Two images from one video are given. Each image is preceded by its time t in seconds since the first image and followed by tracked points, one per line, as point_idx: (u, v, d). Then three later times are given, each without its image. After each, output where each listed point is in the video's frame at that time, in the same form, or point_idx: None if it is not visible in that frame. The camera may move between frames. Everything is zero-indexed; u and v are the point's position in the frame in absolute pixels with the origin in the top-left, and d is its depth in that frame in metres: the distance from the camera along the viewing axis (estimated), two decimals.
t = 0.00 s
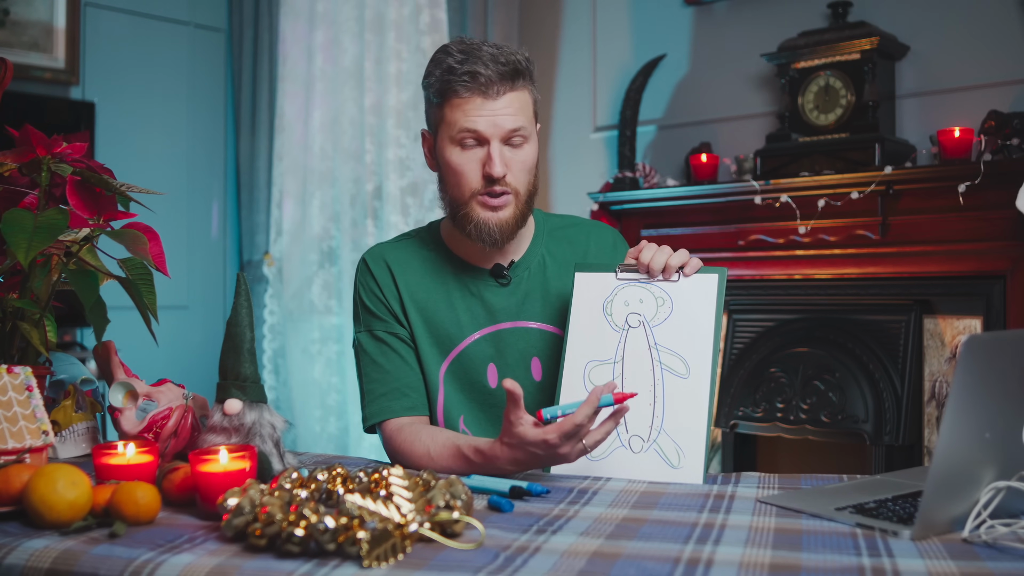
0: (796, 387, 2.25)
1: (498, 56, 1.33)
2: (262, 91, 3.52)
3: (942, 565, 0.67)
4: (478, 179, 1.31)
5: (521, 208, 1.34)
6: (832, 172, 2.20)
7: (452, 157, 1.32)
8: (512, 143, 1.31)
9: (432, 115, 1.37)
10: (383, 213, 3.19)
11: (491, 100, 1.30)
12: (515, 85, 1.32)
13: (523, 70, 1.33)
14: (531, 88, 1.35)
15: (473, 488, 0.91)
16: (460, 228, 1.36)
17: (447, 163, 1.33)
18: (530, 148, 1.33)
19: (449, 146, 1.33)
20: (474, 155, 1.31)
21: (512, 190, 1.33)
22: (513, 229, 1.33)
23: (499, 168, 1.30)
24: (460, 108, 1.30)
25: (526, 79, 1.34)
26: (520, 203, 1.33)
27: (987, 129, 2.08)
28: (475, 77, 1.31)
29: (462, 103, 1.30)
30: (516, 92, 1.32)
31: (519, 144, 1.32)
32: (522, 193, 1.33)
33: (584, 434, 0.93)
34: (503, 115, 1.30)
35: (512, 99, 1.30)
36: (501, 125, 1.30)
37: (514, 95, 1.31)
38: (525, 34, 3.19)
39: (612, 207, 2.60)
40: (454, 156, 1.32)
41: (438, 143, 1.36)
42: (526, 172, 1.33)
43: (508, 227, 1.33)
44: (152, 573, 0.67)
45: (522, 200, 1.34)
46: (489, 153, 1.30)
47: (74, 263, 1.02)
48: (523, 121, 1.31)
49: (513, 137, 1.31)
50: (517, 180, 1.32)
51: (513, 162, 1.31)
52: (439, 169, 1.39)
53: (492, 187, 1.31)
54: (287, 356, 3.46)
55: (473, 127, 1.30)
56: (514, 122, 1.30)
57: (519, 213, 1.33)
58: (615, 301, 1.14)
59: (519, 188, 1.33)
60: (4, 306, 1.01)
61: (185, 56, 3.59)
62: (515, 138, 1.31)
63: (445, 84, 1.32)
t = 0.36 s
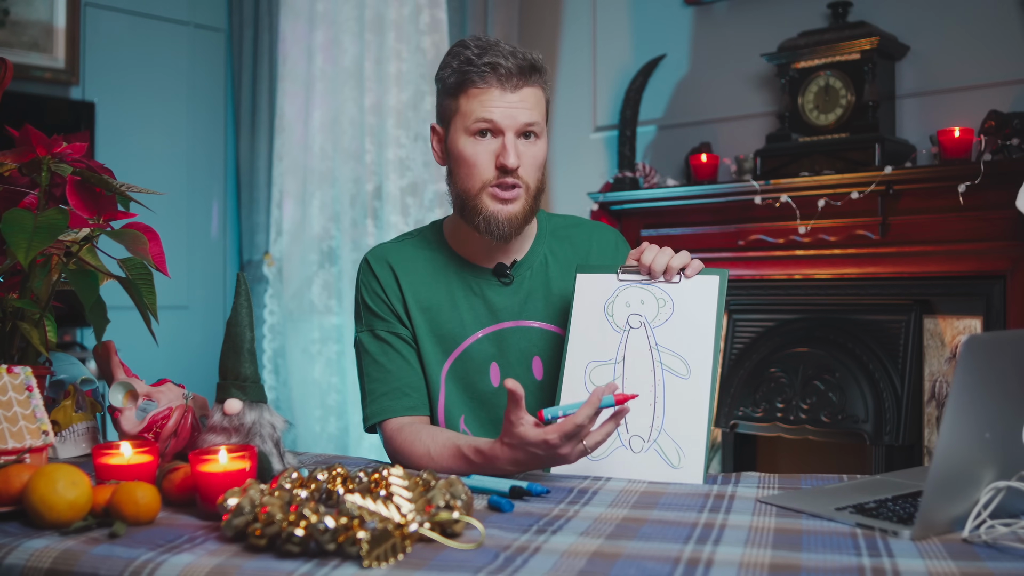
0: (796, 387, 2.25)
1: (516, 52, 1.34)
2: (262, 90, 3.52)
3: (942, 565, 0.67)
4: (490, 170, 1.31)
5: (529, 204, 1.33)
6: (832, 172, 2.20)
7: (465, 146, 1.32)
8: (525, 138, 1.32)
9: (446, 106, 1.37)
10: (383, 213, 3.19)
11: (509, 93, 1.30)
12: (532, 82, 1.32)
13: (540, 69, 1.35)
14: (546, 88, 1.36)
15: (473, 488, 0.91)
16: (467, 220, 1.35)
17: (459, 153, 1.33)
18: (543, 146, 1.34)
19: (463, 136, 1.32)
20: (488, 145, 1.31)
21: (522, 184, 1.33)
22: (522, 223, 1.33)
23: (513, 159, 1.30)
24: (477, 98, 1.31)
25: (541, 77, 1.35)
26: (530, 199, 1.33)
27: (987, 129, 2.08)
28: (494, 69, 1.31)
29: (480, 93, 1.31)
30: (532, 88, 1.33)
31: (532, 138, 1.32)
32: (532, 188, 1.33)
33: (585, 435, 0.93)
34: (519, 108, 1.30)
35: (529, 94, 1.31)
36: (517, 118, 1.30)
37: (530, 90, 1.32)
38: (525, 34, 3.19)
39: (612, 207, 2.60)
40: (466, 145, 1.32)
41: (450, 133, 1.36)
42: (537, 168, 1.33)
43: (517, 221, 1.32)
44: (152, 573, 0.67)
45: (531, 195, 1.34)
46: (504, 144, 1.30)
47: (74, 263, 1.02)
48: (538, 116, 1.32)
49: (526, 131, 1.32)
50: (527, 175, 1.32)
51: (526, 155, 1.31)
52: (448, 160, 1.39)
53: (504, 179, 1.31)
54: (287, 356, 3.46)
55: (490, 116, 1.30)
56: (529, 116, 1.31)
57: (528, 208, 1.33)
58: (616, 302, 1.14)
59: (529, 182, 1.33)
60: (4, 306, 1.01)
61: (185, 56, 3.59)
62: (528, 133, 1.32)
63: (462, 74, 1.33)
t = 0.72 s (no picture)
0: (796, 387, 2.25)
1: (522, 57, 1.33)
2: (262, 90, 3.52)
3: (942, 565, 0.67)
4: (497, 178, 1.31)
5: (533, 210, 1.35)
6: (832, 172, 2.20)
7: (472, 155, 1.32)
8: (531, 144, 1.32)
9: (451, 111, 1.36)
10: (383, 213, 3.19)
11: (516, 101, 1.30)
12: (539, 88, 1.32)
13: (546, 74, 1.34)
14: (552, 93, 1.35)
15: (473, 488, 0.91)
16: (471, 228, 1.36)
17: (466, 160, 1.33)
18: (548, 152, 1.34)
19: (470, 143, 1.32)
20: (494, 154, 1.31)
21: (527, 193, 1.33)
22: (525, 232, 1.34)
23: (520, 168, 1.30)
24: (485, 106, 1.30)
25: (548, 83, 1.34)
26: (534, 206, 1.34)
27: (987, 129, 2.08)
28: (501, 76, 1.30)
29: (487, 101, 1.30)
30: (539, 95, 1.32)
31: (538, 145, 1.32)
32: (537, 195, 1.34)
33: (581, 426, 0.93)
34: (526, 117, 1.30)
35: (536, 101, 1.31)
36: (524, 126, 1.30)
37: (537, 97, 1.31)
38: (525, 34, 3.19)
39: (612, 207, 2.60)
40: (473, 153, 1.32)
41: (456, 139, 1.36)
42: (542, 175, 1.33)
43: (522, 229, 1.34)
44: (152, 573, 0.67)
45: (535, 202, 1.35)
46: (511, 152, 1.30)
47: (74, 263, 1.02)
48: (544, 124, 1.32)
49: (533, 138, 1.32)
50: (533, 182, 1.33)
51: (532, 163, 1.31)
52: (454, 166, 1.39)
53: (510, 187, 1.31)
54: (287, 356, 3.46)
55: (497, 125, 1.29)
56: (536, 123, 1.30)
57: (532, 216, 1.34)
58: (617, 303, 1.14)
59: (534, 190, 1.33)
60: (4, 306, 1.01)
61: (185, 56, 3.59)
62: (534, 140, 1.31)
63: (469, 82, 1.32)
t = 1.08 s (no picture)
0: (796, 387, 2.25)
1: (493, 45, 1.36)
2: (262, 90, 3.52)
3: (942, 565, 0.67)
4: (489, 158, 1.31)
5: (531, 186, 1.33)
6: (832, 172, 2.20)
7: (460, 139, 1.32)
8: (517, 123, 1.32)
9: (431, 108, 1.38)
10: (383, 213, 3.19)
11: (493, 80, 1.32)
12: (514, 69, 1.34)
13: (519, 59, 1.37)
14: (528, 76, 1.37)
15: (473, 488, 0.91)
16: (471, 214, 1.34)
17: (455, 148, 1.33)
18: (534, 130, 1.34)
19: (456, 130, 1.33)
20: (482, 134, 1.31)
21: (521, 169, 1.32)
22: (527, 208, 1.32)
23: (509, 143, 1.30)
24: (464, 89, 1.32)
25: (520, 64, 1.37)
26: (531, 182, 1.33)
27: (987, 129, 2.08)
28: (475, 61, 1.33)
29: (465, 85, 1.32)
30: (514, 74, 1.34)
31: (523, 123, 1.33)
32: (530, 171, 1.33)
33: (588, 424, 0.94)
34: (507, 94, 1.31)
35: (513, 79, 1.33)
36: (505, 104, 1.31)
37: (513, 76, 1.33)
38: (525, 34, 3.19)
39: (612, 207, 2.60)
40: (461, 139, 1.32)
41: (441, 133, 1.36)
42: (533, 151, 1.33)
43: (523, 205, 1.32)
44: (152, 573, 0.67)
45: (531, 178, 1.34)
46: (497, 130, 1.31)
47: (74, 263, 1.02)
48: (525, 101, 1.33)
49: (516, 116, 1.32)
50: (525, 159, 1.33)
51: (521, 139, 1.31)
52: (444, 161, 1.39)
53: (503, 163, 1.31)
54: (287, 356, 3.46)
55: (479, 105, 1.31)
56: (516, 100, 1.32)
57: (530, 191, 1.33)
58: (618, 304, 1.14)
59: (527, 166, 1.33)
60: (4, 306, 1.01)
61: (185, 56, 3.59)
62: (518, 118, 1.32)
63: (446, 70, 1.34)
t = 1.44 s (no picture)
0: (796, 387, 2.25)
1: (467, 52, 1.34)
2: (262, 90, 3.52)
3: (942, 565, 0.67)
4: (456, 174, 1.33)
5: (501, 200, 1.34)
6: (833, 172, 2.20)
7: (431, 155, 1.35)
8: (487, 136, 1.33)
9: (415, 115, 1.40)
10: (382, 213, 3.19)
11: (460, 95, 1.31)
12: (484, 79, 1.33)
13: (494, 65, 1.34)
14: (504, 82, 1.35)
15: (473, 488, 0.91)
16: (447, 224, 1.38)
17: (430, 161, 1.36)
18: (506, 141, 1.34)
19: (429, 144, 1.35)
20: (451, 150, 1.33)
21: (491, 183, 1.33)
22: (494, 222, 1.33)
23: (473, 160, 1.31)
24: (432, 105, 1.32)
25: (496, 71, 1.34)
26: (500, 195, 1.34)
27: (987, 129, 2.08)
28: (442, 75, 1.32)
29: (433, 100, 1.32)
30: (485, 85, 1.33)
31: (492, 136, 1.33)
32: (500, 185, 1.34)
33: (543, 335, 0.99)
34: (474, 109, 1.31)
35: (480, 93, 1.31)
36: (472, 119, 1.31)
37: (483, 88, 1.32)
38: (525, 34, 3.19)
39: (612, 207, 2.60)
40: (434, 153, 1.35)
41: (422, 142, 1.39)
42: (502, 164, 1.34)
43: (488, 218, 1.33)
44: (152, 573, 0.67)
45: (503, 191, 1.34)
46: (463, 146, 1.32)
47: (74, 263, 1.02)
48: (495, 114, 1.32)
49: (486, 129, 1.32)
50: (495, 173, 1.34)
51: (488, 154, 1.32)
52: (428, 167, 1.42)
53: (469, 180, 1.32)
54: (287, 356, 3.46)
55: (445, 122, 1.31)
56: (484, 114, 1.31)
57: (499, 204, 1.34)
58: (619, 304, 1.14)
59: (497, 179, 1.34)
60: (4, 306, 1.01)
61: (185, 56, 3.59)
62: (488, 131, 1.32)
63: (417, 83, 1.34)
